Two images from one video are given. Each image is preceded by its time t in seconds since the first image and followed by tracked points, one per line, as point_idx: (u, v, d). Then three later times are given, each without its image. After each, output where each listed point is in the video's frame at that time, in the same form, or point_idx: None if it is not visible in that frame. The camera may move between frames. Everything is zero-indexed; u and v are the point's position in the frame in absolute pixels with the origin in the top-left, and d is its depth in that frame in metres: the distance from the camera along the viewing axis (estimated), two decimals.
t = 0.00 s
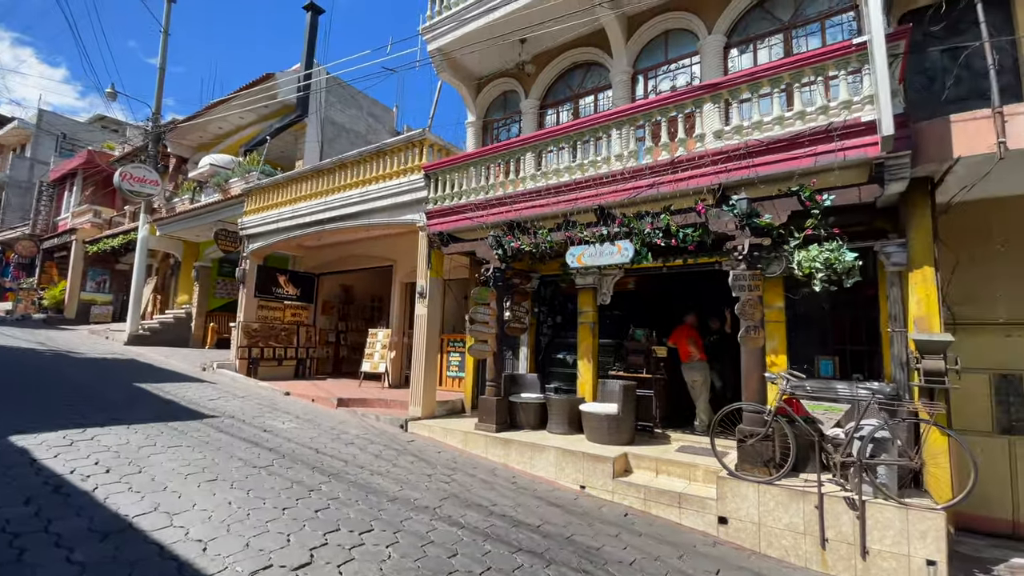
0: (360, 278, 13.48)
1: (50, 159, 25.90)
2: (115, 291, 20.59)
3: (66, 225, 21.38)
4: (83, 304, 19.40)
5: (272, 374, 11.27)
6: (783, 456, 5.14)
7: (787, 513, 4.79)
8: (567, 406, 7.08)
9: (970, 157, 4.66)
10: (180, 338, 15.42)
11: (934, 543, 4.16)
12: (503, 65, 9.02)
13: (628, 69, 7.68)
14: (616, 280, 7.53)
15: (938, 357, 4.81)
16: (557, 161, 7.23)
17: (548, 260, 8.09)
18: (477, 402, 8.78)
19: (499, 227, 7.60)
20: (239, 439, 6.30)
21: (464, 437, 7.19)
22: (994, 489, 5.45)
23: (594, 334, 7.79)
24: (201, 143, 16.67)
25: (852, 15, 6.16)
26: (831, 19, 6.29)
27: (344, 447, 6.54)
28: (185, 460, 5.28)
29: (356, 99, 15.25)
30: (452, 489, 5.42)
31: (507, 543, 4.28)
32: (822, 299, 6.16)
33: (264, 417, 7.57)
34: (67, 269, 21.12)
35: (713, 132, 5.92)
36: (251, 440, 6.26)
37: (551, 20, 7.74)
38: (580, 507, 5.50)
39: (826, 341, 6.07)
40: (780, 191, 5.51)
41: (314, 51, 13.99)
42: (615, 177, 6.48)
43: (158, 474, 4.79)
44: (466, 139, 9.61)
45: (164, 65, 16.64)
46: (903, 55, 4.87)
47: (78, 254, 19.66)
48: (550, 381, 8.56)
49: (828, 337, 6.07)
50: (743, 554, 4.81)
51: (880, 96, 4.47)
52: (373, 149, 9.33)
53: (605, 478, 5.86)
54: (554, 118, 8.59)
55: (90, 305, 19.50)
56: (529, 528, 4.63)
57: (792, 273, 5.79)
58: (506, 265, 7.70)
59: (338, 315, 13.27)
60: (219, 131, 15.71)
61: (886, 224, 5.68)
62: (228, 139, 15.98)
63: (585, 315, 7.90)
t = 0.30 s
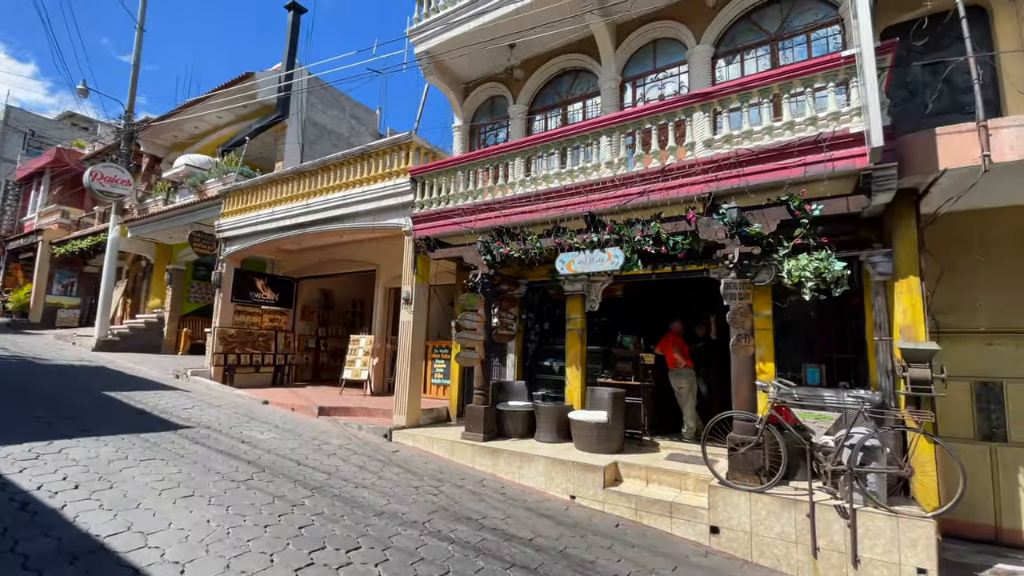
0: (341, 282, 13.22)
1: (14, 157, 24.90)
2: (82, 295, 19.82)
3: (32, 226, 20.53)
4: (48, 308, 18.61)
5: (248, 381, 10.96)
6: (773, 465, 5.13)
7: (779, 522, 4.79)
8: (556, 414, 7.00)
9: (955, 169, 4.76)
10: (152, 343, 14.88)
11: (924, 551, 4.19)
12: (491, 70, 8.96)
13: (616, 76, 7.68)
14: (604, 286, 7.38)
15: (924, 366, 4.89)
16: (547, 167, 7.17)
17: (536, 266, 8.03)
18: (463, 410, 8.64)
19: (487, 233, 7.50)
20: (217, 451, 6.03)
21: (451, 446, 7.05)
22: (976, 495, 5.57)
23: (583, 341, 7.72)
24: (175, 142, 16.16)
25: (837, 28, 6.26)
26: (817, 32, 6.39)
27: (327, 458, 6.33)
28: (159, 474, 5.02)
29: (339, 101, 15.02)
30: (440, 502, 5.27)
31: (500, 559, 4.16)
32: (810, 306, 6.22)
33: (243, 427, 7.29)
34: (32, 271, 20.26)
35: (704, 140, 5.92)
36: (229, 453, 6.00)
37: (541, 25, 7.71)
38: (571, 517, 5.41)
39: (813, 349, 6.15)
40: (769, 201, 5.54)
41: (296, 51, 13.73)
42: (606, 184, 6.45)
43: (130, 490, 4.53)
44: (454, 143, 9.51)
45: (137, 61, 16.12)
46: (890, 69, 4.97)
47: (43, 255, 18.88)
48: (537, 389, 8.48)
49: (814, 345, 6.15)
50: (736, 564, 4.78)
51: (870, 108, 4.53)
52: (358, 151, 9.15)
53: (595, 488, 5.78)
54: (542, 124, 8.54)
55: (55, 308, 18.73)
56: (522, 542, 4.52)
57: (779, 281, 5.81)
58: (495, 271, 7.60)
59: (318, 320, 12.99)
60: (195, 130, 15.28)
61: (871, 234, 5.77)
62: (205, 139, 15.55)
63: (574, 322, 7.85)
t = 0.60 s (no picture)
0: (330, 281, 12.95)
1: None
2: (60, 294, 19.25)
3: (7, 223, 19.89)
4: (23, 307, 18.03)
5: (234, 382, 10.65)
6: (777, 466, 5.06)
7: (784, 525, 4.72)
8: (554, 415, 6.88)
9: (959, 169, 4.73)
10: (133, 344, 14.45)
11: (932, 554, 4.15)
12: (486, 66, 8.81)
13: (614, 74, 7.58)
14: (601, 286, 7.41)
15: (927, 367, 4.85)
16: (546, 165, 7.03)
17: (532, 266, 7.89)
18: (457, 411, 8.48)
19: (483, 231, 7.35)
20: (203, 456, 5.79)
21: (446, 449, 6.89)
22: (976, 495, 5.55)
23: (580, 341, 7.68)
24: (158, 137, 15.72)
25: (836, 28, 6.23)
26: (817, 31, 6.36)
27: (318, 463, 6.13)
28: (142, 481, 4.78)
29: (328, 97, 14.75)
30: (438, 508, 5.10)
31: (504, 567, 4.02)
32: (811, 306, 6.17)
33: (230, 431, 7.05)
34: (7, 269, 19.62)
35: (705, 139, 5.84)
36: (216, 458, 5.77)
37: (539, 21, 7.58)
38: (572, 522, 5.29)
39: (814, 349, 6.09)
40: (773, 200, 5.47)
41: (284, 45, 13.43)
42: (606, 181, 6.32)
43: (112, 499, 4.30)
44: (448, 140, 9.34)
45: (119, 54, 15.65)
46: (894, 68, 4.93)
47: (20, 252, 18.28)
48: (533, 390, 8.34)
49: (816, 345, 6.08)
50: (741, 569, 4.69)
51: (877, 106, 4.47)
52: (349, 147, 8.93)
53: (596, 492, 5.67)
54: (538, 121, 8.41)
55: (31, 308, 18.15)
56: (524, 549, 4.38)
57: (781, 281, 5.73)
58: (491, 270, 7.45)
59: (306, 320, 12.69)
60: (179, 125, 14.88)
61: (871, 234, 5.74)
62: (189, 134, 15.15)
63: (571, 322, 7.80)
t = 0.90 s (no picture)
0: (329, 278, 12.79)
1: None
2: (54, 290, 18.97)
3: None
4: (16, 303, 17.76)
5: (232, 380, 10.47)
6: (794, 467, 4.94)
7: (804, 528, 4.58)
8: (561, 414, 6.73)
9: (986, 161, 4.58)
10: (129, 341, 14.23)
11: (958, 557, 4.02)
12: (491, 57, 8.61)
13: (624, 64, 7.39)
14: (609, 282, 7.27)
15: (950, 365, 4.70)
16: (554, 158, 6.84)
17: (539, 262, 7.71)
18: (461, 410, 8.34)
19: (489, 225, 7.16)
20: (202, 456, 5.61)
21: (451, 449, 6.74)
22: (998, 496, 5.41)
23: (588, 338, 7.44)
24: (154, 130, 15.46)
25: (853, 17, 6.06)
26: (834, 21, 6.18)
27: (322, 463, 5.96)
28: (138, 484, 4.60)
29: (327, 90, 14.52)
30: (446, 510, 4.94)
31: (517, 573, 3.86)
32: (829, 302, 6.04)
33: (229, 430, 6.87)
34: None
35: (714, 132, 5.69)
36: (215, 459, 5.58)
37: (546, 9, 7.39)
38: (583, 523, 5.15)
39: (829, 346, 5.96)
40: (791, 192, 5.31)
41: (282, 36, 13.18)
42: (617, 174, 6.12)
43: (107, 503, 4.12)
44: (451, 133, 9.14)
45: (114, 45, 15.36)
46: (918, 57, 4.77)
47: (13, 248, 17.98)
48: (538, 388, 8.18)
49: (830, 343, 5.97)
50: (759, 573, 4.55)
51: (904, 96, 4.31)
52: (350, 140, 8.73)
53: (606, 493, 5.52)
54: (544, 113, 8.22)
55: (25, 304, 17.89)
56: (537, 553, 4.23)
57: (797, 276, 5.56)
58: (497, 266, 7.26)
59: (305, 316, 12.49)
60: (175, 118, 14.62)
61: (889, 229, 5.60)
62: (185, 128, 14.90)
63: (578, 319, 7.53)
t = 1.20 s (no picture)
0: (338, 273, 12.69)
1: None
2: (59, 283, 18.92)
3: (3, 211, 19.50)
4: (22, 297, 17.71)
5: (240, 373, 10.37)
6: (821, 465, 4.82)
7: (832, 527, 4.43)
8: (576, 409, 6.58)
9: None
10: (135, 334, 14.16)
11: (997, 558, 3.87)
12: (502, 44, 8.40)
13: (640, 50, 7.18)
14: (624, 274, 7.06)
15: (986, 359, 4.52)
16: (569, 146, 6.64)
17: (552, 254, 7.54)
18: (471, 404, 8.22)
19: (502, 216, 6.99)
20: (212, 452, 5.50)
21: (464, 444, 6.61)
22: None
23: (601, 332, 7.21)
24: (157, 122, 15.30)
25: None
26: (860, 3, 5.94)
27: (333, 459, 5.84)
28: (148, 481, 4.48)
29: (332, 81, 14.32)
30: (462, 508, 4.81)
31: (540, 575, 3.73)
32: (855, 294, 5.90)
33: (238, 425, 6.77)
34: (4, 259, 19.28)
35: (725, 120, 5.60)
36: (225, 455, 5.46)
37: None
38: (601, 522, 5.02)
39: (856, 339, 5.86)
40: (819, 180, 5.11)
41: (287, 26, 12.97)
42: (636, 162, 5.92)
43: (117, 501, 4.00)
44: (460, 122, 8.94)
45: (116, 36, 15.18)
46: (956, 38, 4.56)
47: (17, 241, 17.91)
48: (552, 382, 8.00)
49: (856, 336, 5.86)
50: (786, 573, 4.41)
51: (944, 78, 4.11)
52: (358, 130, 8.55)
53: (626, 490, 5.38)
54: (557, 101, 8.02)
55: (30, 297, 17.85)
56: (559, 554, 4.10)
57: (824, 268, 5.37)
58: (510, 258, 7.09)
59: (312, 310, 12.36)
60: (179, 109, 14.46)
61: (918, 219, 5.41)
62: (189, 119, 14.74)
63: (592, 312, 7.34)
